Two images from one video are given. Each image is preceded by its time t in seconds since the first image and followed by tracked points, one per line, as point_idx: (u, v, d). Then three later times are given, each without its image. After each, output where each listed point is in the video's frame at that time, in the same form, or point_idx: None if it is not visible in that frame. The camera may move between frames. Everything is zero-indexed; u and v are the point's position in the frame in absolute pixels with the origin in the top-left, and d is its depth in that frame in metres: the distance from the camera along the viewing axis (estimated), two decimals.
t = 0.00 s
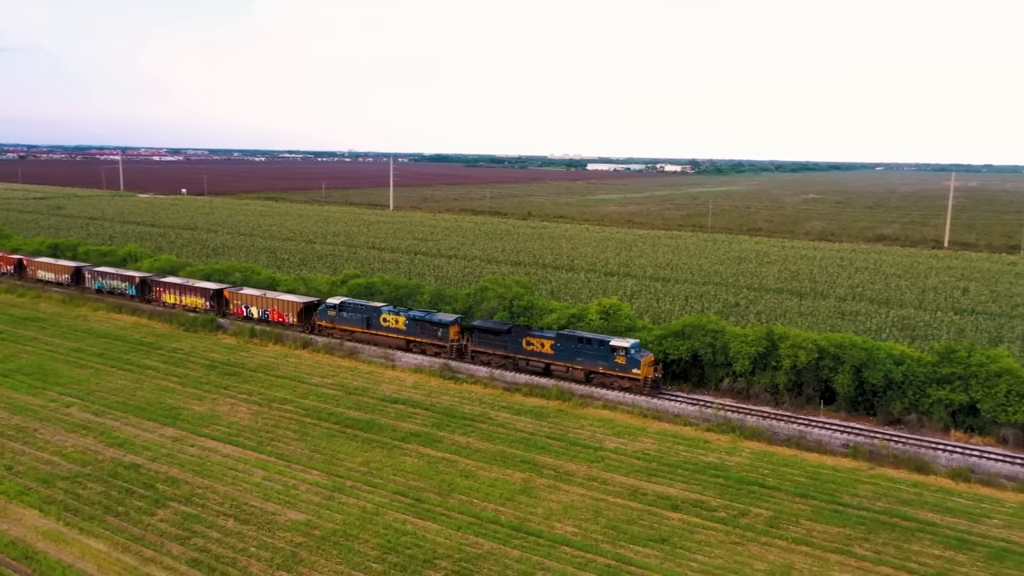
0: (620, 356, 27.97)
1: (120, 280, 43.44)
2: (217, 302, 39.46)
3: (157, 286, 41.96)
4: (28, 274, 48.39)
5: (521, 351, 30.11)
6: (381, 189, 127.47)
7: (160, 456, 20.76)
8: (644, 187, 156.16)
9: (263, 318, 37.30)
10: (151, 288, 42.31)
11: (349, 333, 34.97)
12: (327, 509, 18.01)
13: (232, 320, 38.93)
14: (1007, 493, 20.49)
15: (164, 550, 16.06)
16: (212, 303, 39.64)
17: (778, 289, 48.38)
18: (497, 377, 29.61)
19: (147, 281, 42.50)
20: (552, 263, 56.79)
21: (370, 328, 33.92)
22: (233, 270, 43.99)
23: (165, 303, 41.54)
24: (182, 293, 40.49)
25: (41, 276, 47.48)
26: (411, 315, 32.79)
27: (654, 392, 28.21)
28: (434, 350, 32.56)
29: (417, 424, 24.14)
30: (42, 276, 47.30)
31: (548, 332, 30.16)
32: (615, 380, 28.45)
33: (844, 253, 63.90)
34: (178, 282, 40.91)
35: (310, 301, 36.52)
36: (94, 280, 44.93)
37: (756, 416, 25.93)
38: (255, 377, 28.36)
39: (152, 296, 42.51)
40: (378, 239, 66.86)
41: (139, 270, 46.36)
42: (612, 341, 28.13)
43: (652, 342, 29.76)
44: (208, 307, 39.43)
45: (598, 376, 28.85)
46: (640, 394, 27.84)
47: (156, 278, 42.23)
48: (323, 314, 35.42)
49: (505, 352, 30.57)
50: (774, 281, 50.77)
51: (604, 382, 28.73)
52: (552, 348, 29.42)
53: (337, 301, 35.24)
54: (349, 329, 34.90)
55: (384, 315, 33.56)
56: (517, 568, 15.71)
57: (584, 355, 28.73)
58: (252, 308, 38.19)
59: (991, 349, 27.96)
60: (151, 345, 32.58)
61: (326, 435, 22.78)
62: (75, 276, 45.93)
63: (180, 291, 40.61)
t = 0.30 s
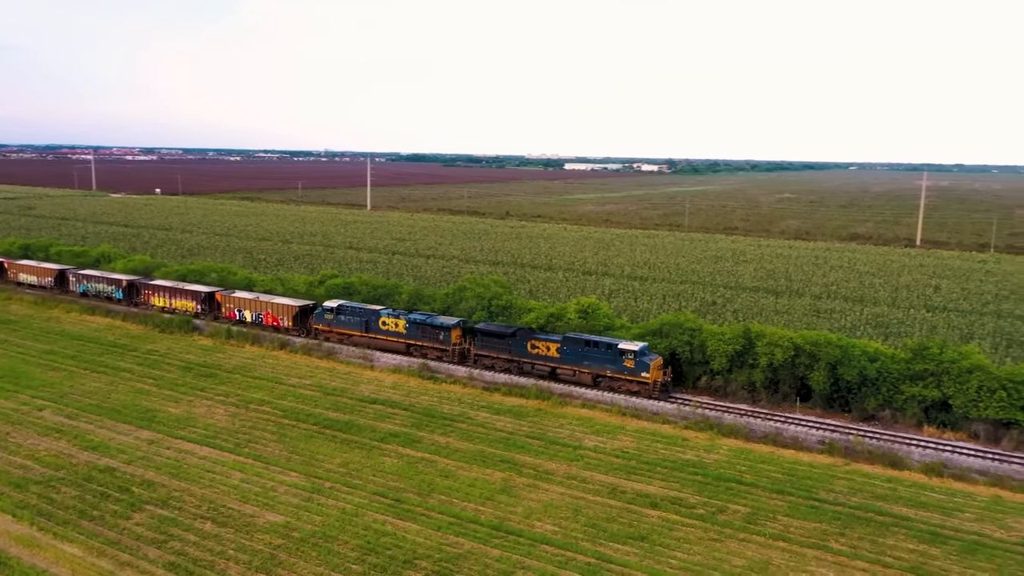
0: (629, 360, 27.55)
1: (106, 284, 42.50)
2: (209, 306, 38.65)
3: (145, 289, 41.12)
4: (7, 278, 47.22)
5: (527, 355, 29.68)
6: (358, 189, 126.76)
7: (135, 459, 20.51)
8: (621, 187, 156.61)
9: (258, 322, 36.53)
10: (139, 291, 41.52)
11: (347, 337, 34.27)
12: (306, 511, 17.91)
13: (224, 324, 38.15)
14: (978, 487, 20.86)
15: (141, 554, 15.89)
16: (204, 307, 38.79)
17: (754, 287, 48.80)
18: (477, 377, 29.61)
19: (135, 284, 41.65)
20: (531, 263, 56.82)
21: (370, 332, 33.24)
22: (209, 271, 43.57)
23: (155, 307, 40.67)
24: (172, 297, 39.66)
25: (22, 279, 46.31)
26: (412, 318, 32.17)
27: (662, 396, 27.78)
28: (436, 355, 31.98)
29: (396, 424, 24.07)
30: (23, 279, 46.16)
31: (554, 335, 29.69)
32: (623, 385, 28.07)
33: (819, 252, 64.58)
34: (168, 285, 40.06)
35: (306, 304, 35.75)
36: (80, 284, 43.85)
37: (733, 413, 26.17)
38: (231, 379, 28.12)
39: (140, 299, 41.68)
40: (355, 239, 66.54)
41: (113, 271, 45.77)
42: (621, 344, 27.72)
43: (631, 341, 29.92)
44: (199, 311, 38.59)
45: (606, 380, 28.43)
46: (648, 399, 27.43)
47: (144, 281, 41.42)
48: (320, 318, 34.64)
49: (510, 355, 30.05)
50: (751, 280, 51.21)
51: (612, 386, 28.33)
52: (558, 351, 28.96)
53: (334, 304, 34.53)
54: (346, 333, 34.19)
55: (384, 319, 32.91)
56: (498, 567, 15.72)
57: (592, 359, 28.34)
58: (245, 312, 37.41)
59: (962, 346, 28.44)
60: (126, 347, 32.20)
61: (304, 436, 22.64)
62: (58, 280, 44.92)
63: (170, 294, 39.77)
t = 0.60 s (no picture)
0: (627, 363, 27.24)
1: (79, 288, 41.30)
2: (189, 310, 37.59)
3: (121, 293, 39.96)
4: None
5: (522, 359, 29.19)
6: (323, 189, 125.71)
7: (97, 465, 20.15)
8: (587, 186, 157.27)
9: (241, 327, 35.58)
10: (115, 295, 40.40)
11: (336, 342, 33.57)
12: (274, 514, 17.74)
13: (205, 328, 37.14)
14: (937, 479, 21.34)
15: (103, 561, 15.61)
16: (183, 312, 37.70)
17: (720, 285, 49.39)
18: (446, 377, 29.58)
19: (110, 288, 40.49)
20: (499, 262, 56.81)
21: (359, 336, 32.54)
22: (172, 272, 42.89)
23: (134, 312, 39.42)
24: (149, 300, 38.53)
25: None
26: (402, 322, 31.49)
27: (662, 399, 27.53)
28: (428, 358, 31.41)
29: (364, 425, 23.93)
30: None
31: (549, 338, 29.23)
32: (621, 388, 27.73)
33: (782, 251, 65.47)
34: (145, 288, 38.96)
35: (291, 309, 34.92)
36: (50, 289, 42.32)
37: (700, 410, 26.50)
38: (196, 382, 27.74)
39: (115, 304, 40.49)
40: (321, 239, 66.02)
41: (72, 273, 44.86)
42: (618, 347, 27.39)
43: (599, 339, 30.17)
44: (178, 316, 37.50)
45: (604, 383, 28.07)
46: (647, 402, 27.11)
47: (120, 285, 40.30)
48: (306, 322, 33.89)
49: (504, 359, 29.59)
50: (716, 278, 51.80)
51: (609, 391, 27.99)
52: (554, 355, 28.55)
53: (321, 308, 33.77)
54: (334, 337, 33.47)
55: (373, 323, 32.24)
56: (469, 567, 15.72)
57: (589, 362, 28.01)
58: (227, 316, 36.44)
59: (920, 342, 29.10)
60: (86, 350, 31.59)
61: (271, 439, 22.42)
62: (30, 285, 43.67)
63: (148, 298, 38.61)
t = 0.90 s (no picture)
0: (625, 367, 27.02)
1: (51, 293, 40.05)
2: (169, 316, 36.58)
3: (96, 298, 38.83)
4: None
5: (517, 363, 28.76)
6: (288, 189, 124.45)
7: (57, 471, 19.73)
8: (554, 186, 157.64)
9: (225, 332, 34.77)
10: (89, 301, 39.21)
11: (325, 346, 32.88)
12: (240, 519, 17.53)
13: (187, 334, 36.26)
14: (898, 472, 21.78)
15: (65, 570, 15.28)
16: (163, 317, 36.70)
17: (686, 284, 49.86)
18: (413, 378, 29.49)
19: (84, 293, 39.27)
20: (466, 262, 56.74)
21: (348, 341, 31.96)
22: (133, 275, 42.15)
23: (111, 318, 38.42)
24: (126, 306, 37.48)
25: None
26: (394, 326, 30.92)
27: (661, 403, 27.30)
28: (420, 363, 30.88)
29: (332, 427, 23.75)
30: None
31: (545, 342, 28.95)
32: (620, 392, 27.45)
33: (746, 249, 66.26)
34: (122, 293, 37.86)
35: (277, 313, 34.22)
36: (22, 294, 41.19)
37: (667, 409, 26.74)
38: (159, 385, 27.30)
39: (90, 309, 39.30)
40: (286, 240, 65.41)
41: (29, 276, 43.85)
42: (617, 350, 27.16)
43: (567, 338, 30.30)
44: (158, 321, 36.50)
45: (603, 387, 27.78)
46: (647, 406, 26.91)
47: (95, 290, 39.13)
48: (293, 327, 33.21)
49: (499, 363, 29.13)
50: (682, 277, 52.26)
51: (609, 394, 27.68)
52: (551, 358, 28.24)
53: (308, 312, 33.07)
54: (323, 342, 32.78)
55: (364, 327, 31.65)
56: (438, 568, 15.69)
57: (587, 365, 27.68)
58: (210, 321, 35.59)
59: (880, 338, 29.67)
60: (45, 355, 30.91)
61: (236, 442, 22.15)
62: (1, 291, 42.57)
63: (125, 303, 37.56)
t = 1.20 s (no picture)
0: (633, 370, 26.61)
1: (33, 298, 38.96)
2: (157, 319, 35.69)
3: (79, 303, 37.82)
4: None
5: (521, 366, 28.39)
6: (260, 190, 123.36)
7: (25, 477, 19.36)
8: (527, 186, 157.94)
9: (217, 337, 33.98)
10: (73, 306, 38.16)
11: (320, 352, 32.18)
12: (213, 523, 17.34)
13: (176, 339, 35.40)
14: (869, 468, 22.13)
15: None
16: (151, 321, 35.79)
17: (659, 283, 50.16)
18: (388, 379, 29.38)
19: (67, 298, 38.22)
20: (441, 262, 56.67)
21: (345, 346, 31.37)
22: (102, 276, 41.50)
23: (94, 322, 37.37)
24: (112, 310, 36.51)
25: None
26: (394, 330, 30.40)
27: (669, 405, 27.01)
28: (419, 368, 30.39)
29: (306, 429, 23.57)
30: None
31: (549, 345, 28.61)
32: (628, 396, 27.08)
33: (719, 248, 66.84)
34: (107, 298, 36.88)
35: (271, 317, 33.54)
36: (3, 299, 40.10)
37: (641, 407, 26.88)
38: (128, 389, 26.92)
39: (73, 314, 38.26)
40: (258, 241, 64.81)
41: None
42: (624, 353, 26.81)
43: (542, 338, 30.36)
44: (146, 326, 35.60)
45: (608, 391, 27.42)
46: (655, 410, 26.57)
47: (78, 294, 38.09)
48: (288, 331, 32.46)
49: (502, 367, 28.73)
50: (656, 276, 52.57)
51: (615, 398, 27.29)
52: (556, 361, 27.88)
53: (303, 316, 32.43)
54: (319, 347, 32.10)
55: (361, 331, 31.10)
56: (414, 570, 15.63)
57: (593, 369, 27.36)
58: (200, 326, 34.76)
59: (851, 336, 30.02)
60: (11, 358, 30.33)
61: (209, 445, 21.90)
62: None
63: (111, 308, 36.60)
